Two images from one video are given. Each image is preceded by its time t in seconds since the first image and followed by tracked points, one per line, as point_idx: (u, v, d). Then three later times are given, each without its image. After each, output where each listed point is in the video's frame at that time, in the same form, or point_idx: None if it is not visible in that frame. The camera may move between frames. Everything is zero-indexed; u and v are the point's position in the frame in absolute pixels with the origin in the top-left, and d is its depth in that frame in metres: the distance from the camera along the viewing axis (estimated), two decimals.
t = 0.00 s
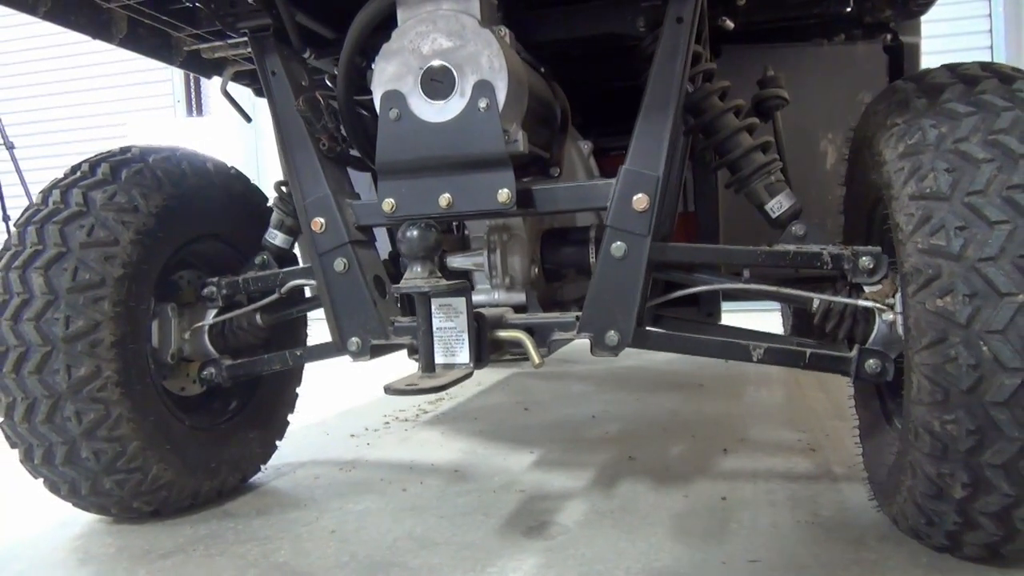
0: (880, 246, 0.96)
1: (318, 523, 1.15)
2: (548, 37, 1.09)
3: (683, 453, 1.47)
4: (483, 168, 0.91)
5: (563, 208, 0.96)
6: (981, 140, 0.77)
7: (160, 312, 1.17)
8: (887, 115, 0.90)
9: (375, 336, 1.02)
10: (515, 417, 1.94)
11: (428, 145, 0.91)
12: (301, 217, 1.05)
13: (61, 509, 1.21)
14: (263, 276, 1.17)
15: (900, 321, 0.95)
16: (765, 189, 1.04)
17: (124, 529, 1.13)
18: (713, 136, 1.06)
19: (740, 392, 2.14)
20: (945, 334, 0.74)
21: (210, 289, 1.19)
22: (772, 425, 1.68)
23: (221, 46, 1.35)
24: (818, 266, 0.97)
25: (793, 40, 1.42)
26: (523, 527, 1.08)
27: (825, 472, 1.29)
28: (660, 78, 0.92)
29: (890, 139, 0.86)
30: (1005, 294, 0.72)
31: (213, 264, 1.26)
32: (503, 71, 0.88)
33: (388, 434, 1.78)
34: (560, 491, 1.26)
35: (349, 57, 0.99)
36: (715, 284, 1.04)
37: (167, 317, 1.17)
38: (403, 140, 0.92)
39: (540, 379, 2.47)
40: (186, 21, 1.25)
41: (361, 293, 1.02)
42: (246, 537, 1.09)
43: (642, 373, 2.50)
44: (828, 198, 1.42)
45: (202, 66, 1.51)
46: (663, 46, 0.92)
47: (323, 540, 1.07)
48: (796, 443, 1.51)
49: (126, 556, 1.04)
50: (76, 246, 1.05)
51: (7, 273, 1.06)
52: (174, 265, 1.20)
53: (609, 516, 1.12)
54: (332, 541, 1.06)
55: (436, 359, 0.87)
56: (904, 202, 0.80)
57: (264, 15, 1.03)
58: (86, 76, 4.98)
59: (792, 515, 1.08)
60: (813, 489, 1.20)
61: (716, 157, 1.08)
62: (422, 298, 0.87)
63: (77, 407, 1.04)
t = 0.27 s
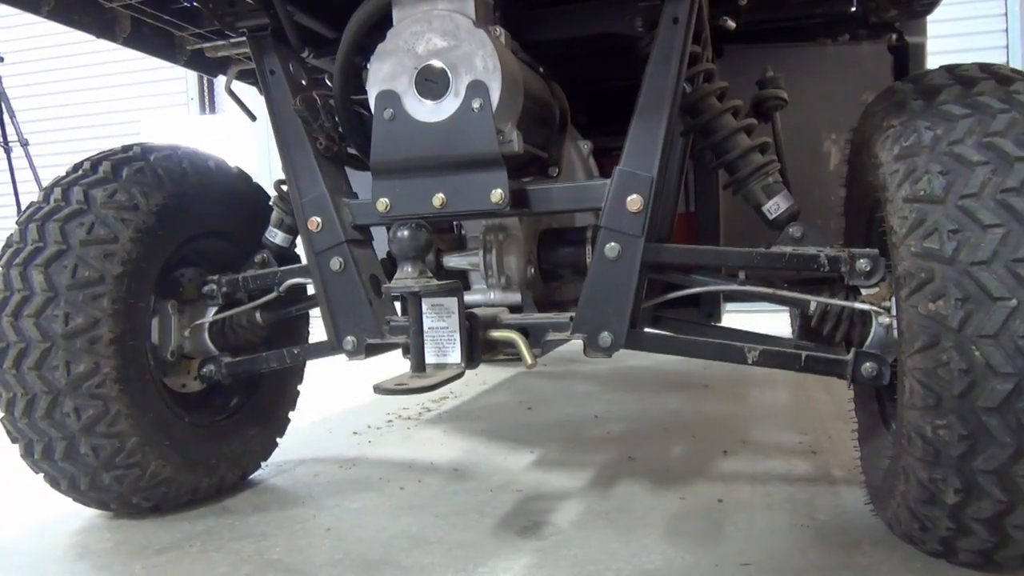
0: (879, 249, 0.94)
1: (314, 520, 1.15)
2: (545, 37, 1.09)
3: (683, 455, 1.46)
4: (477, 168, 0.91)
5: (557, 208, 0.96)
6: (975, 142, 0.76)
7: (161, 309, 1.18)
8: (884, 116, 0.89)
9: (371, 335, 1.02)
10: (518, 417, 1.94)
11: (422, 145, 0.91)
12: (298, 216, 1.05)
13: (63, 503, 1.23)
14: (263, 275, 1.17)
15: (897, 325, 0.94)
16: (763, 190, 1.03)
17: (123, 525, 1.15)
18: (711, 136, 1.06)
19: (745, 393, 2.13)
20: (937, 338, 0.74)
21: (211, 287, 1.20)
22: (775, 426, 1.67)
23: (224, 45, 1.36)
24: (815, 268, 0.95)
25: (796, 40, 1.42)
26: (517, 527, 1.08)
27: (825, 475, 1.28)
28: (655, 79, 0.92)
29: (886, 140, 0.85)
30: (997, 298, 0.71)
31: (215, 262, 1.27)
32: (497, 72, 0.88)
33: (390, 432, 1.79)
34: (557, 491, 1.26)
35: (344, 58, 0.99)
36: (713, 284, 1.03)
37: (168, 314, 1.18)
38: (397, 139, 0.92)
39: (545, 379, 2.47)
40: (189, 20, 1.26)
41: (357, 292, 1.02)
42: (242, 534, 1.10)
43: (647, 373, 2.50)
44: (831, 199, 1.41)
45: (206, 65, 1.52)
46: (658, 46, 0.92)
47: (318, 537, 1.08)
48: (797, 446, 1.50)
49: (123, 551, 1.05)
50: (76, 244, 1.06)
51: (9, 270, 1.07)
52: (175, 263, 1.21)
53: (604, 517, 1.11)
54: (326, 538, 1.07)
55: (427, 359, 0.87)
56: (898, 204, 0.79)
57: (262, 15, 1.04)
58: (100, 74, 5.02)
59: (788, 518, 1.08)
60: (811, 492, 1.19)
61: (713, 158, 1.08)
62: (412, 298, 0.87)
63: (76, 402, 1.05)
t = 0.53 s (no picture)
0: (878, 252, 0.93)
1: (311, 516, 1.16)
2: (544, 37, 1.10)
3: (683, 455, 1.46)
4: (472, 168, 0.91)
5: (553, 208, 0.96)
6: (971, 145, 0.75)
7: (162, 305, 1.19)
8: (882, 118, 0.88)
9: (367, 333, 1.02)
10: (521, 415, 1.94)
11: (417, 143, 0.91)
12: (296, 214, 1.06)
13: (65, 496, 1.24)
14: (263, 272, 1.17)
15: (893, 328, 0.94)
16: (761, 191, 1.03)
17: (123, 518, 1.16)
18: (710, 136, 1.05)
19: (750, 394, 2.12)
20: (929, 342, 0.73)
21: (210, 284, 1.20)
22: (777, 428, 1.66)
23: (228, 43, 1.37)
24: (812, 270, 0.94)
25: (800, 40, 1.41)
26: (512, 526, 1.09)
27: (824, 478, 1.28)
28: (651, 80, 0.92)
29: (882, 142, 0.84)
30: (990, 302, 0.71)
31: (217, 258, 1.27)
32: (492, 72, 0.88)
33: (392, 429, 1.80)
34: (554, 490, 1.26)
35: (342, 56, 1.00)
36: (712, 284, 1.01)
37: (169, 310, 1.19)
38: (392, 138, 0.92)
39: (550, 377, 2.47)
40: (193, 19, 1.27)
41: (354, 290, 1.03)
42: (239, 529, 1.11)
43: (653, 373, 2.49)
44: (835, 200, 1.40)
45: (212, 63, 1.53)
46: (655, 47, 0.92)
47: (314, 533, 1.08)
48: (798, 448, 1.49)
49: (122, 545, 1.07)
50: (77, 240, 1.08)
51: (11, 265, 1.09)
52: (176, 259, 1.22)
53: (599, 516, 1.11)
54: (322, 535, 1.07)
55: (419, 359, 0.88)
56: (893, 207, 0.79)
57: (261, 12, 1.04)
58: (114, 71, 5.06)
59: (784, 520, 1.07)
60: (809, 495, 1.19)
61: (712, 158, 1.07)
62: (405, 298, 0.87)
63: (77, 397, 1.07)
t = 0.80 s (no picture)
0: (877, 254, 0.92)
1: (310, 511, 1.17)
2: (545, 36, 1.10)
3: (684, 456, 1.46)
4: (470, 167, 0.92)
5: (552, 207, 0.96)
6: (968, 148, 0.75)
7: (166, 299, 1.20)
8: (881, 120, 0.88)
9: (367, 330, 1.03)
10: (524, 414, 1.95)
11: (415, 142, 0.92)
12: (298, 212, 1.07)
13: (69, 488, 1.26)
14: (265, 269, 1.18)
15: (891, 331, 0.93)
16: (760, 192, 1.03)
17: (125, 510, 1.17)
18: (711, 137, 1.05)
19: (754, 396, 2.11)
20: (923, 346, 0.73)
21: (214, 280, 1.21)
22: (780, 430, 1.66)
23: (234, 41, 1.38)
24: (811, 272, 0.93)
25: (805, 41, 1.40)
26: (509, 524, 1.09)
27: (824, 481, 1.27)
28: (650, 81, 0.92)
29: (881, 144, 0.84)
30: (984, 307, 0.70)
31: (221, 254, 1.28)
32: (491, 72, 0.88)
33: (395, 426, 1.80)
34: (553, 489, 1.26)
35: (342, 55, 1.01)
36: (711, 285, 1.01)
37: (173, 304, 1.20)
38: (392, 137, 0.93)
39: (555, 376, 2.47)
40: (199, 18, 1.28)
41: (354, 288, 1.03)
42: (238, 523, 1.12)
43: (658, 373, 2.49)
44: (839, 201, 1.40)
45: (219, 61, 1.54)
46: (654, 48, 0.92)
47: (313, 528, 1.09)
48: (800, 450, 1.49)
49: (123, 537, 1.08)
50: (82, 236, 1.10)
51: (18, 260, 1.11)
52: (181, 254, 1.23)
53: (596, 516, 1.12)
54: (320, 530, 1.08)
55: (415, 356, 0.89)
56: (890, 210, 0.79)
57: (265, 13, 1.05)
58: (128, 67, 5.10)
59: (781, 522, 1.07)
60: (808, 497, 1.19)
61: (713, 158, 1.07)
62: (401, 295, 0.88)
63: (80, 390, 1.08)
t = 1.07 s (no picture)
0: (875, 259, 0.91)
1: (308, 508, 1.18)
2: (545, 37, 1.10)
3: (683, 458, 1.45)
4: (466, 168, 0.92)
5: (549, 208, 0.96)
6: (965, 154, 0.75)
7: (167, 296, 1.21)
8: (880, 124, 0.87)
9: (365, 329, 1.04)
10: (525, 413, 1.95)
11: (413, 142, 0.92)
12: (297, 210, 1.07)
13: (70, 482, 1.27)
14: (266, 267, 1.19)
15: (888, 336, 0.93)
16: (760, 195, 1.02)
17: (125, 504, 1.18)
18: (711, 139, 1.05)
19: (757, 398, 2.11)
20: (916, 352, 0.73)
21: (215, 277, 1.22)
22: (782, 433, 1.65)
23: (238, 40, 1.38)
24: (809, 276, 0.93)
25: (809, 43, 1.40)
26: (504, 524, 1.09)
27: (822, 485, 1.27)
28: (648, 83, 0.92)
29: (879, 148, 0.84)
30: (978, 314, 0.70)
31: (223, 252, 1.29)
32: (489, 73, 0.89)
33: (396, 424, 1.81)
34: (550, 489, 1.27)
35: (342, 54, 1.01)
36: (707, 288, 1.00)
37: (174, 302, 1.21)
38: (390, 137, 0.93)
39: (559, 376, 2.47)
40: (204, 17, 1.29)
41: (352, 286, 1.04)
42: (236, 518, 1.13)
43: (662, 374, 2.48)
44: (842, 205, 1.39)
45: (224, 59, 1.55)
46: (653, 50, 0.92)
47: (309, 525, 1.10)
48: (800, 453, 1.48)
49: (122, 531, 1.09)
50: (85, 232, 1.11)
51: (21, 255, 1.12)
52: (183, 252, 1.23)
53: (591, 517, 1.12)
54: (317, 527, 1.09)
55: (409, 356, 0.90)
56: (886, 215, 0.78)
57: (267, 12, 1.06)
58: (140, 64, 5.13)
59: (777, 526, 1.07)
60: (805, 501, 1.18)
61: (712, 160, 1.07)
62: (396, 295, 0.89)
63: (80, 385, 1.09)
